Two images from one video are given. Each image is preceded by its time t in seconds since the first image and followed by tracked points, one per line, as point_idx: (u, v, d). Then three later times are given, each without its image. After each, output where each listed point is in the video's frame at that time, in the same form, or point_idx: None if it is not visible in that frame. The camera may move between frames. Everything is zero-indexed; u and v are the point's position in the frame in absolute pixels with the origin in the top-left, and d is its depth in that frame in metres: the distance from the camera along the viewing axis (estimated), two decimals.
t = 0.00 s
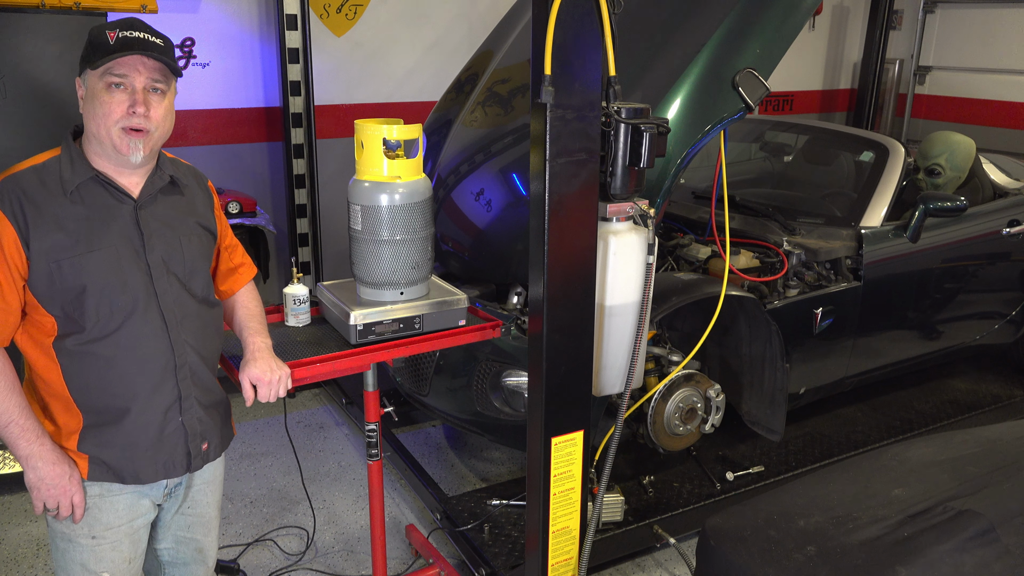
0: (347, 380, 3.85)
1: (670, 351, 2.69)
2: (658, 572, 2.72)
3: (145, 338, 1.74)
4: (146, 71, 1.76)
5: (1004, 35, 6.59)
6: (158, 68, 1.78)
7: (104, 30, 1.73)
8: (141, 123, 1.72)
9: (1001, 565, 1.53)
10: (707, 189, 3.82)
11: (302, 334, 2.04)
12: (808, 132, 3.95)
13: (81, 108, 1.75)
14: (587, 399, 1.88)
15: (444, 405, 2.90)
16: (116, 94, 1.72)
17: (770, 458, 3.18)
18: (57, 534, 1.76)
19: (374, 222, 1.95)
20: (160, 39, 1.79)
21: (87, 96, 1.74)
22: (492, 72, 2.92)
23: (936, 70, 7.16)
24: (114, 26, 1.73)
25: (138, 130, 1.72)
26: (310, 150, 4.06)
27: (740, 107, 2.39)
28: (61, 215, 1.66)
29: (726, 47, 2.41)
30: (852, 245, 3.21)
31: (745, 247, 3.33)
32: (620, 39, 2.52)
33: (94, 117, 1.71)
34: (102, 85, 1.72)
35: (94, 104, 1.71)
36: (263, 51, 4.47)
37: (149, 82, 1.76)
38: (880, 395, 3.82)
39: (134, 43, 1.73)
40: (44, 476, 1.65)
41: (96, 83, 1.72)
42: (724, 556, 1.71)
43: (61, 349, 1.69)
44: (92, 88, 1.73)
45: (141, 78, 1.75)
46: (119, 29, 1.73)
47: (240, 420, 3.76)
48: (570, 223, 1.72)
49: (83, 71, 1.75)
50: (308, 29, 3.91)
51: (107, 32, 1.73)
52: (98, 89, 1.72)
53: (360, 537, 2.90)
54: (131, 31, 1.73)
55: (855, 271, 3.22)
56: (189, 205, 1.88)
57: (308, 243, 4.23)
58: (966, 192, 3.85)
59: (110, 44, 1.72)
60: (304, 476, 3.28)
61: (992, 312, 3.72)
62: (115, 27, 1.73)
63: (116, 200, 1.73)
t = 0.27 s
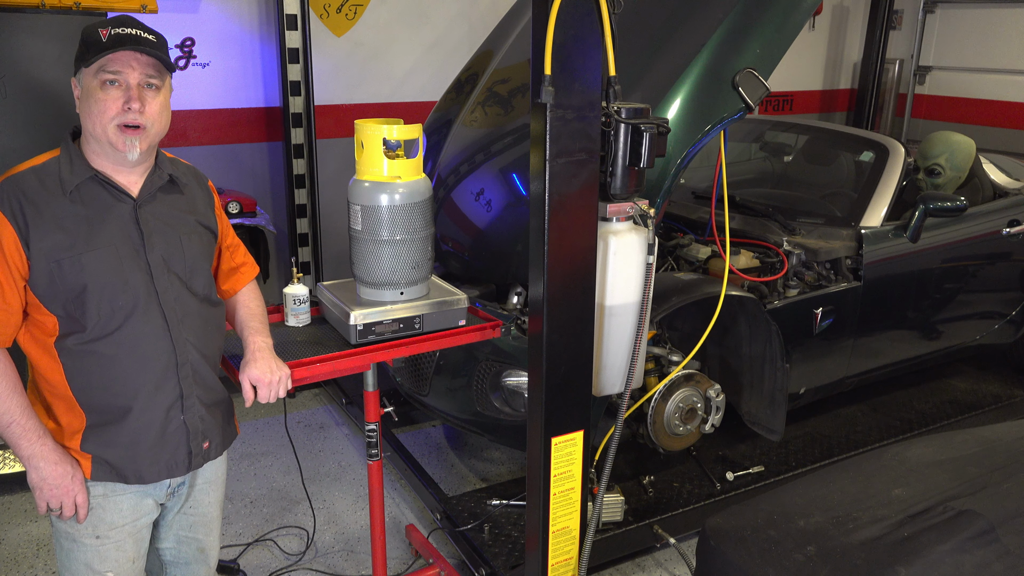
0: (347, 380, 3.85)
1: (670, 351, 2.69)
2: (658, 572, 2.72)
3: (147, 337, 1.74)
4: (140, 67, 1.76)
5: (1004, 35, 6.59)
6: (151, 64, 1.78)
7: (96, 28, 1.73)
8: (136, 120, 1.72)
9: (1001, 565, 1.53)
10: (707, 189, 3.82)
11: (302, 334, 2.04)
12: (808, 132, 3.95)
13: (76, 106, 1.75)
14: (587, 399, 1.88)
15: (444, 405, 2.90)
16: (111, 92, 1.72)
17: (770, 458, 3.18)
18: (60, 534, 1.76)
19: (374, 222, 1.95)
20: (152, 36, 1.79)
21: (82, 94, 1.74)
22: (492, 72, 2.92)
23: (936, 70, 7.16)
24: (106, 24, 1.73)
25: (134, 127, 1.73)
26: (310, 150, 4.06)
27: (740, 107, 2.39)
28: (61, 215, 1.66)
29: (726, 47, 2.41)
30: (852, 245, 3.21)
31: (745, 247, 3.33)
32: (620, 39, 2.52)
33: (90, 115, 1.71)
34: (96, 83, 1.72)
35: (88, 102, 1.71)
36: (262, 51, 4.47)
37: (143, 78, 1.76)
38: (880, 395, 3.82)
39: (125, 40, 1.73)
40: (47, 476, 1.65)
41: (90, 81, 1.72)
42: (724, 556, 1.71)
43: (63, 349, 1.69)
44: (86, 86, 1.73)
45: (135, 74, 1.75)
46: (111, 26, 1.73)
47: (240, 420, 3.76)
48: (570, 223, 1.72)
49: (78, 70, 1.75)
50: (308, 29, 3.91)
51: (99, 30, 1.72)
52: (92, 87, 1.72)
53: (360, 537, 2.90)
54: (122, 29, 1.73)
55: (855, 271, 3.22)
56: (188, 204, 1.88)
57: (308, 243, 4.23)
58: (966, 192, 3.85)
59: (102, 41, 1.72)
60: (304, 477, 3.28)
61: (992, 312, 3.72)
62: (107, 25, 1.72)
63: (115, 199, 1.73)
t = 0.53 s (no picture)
0: (347, 381, 3.85)
1: (670, 351, 2.69)
2: (659, 572, 2.72)
3: (150, 337, 1.74)
4: (143, 69, 1.76)
5: (1004, 35, 6.58)
6: (155, 65, 1.78)
7: (100, 30, 1.73)
8: (140, 121, 1.72)
9: (1001, 565, 1.53)
10: (707, 189, 3.82)
11: (301, 334, 2.04)
12: (808, 132, 3.95)
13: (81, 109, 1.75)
14: (587, 399, 1.88)
15: (443, 405, 2.90)
16: (115, 94, 1.72)
17: (770, 458, 3.18)
18: (61, 532, 1.76)
19: (374, 222, 1.95)
20: (155, 38, 1.79)
21: (87, 96, 1.74)
22: (492, 72, 2.92)
23: (936, 70, 7.16)
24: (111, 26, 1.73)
25: (138, 129, 1.73)
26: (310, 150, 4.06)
27: (740, 107, 2.39)
28: (64, 216, 1.66)
29: (726, 47, 2.41)
30: (852, 245, 3.21)
31: (745, 247, 3.33)
32: (620, 40, 2.52)
33: (94, 117, 1.71)
34: (100, 85, 1.72)
35: (93, 105, 1.71)
36: (262, 51, 4.47)
37: (147, 80, 1.76)
38: (880, 395, 3.81)
39: (130, 41, 1.73)
40: (50, 475, 1.65)
41: (94, 84, 1.72)
42: (724, 556, 1.71)
43: (65, 349, 1.69)
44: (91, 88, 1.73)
45: (139, 76, 1.75)
46: (116, 28, 1.73)
47: (240, 420, 3.76)
48: (571, 223, 1.72)
49: (81, 72, 1.75)
50: (308, 29, 3.91)
51: (104, 32, 1.73)
52: (96, 90, 1.72)
53: (360, 537, 2.90)
54: (127, 30, 1.73)
55: (855, 271, 3.22)
56: (190, 205, 1.88)
57: (308, 243, 4.23)
58: (966, 192, 3.85)
59: (107, 42, 1.72)
60: (304, 477, 3.28)
61: (992, 313, 3.72)
62: (112, 26, 1.73)
63: (118, 200, 1.74)
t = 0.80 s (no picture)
0: (347, 381, 3.85)
1: (670, 351, 2.69)
2: (659, 572, 2.72)
3: (150, 338, 1.74)
4: (146, 71, 1.76)
5: (1004, 35, 6.58)
6: (157, 67, 1.78)
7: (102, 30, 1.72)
8: (142, 123, 1.72)
9: (1001, 565, 1.53)
10: (707, 189, 3.82)
11: (302, 334, 2.04)
12: (808, 132, 3.95)
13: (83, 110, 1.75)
14: (587, 399, 1.88)
15: (443, 405, 2.90)
16: (117, 95, 1.72)
17: (770, 458, 3.18)
18: (60, 531, 1.76)
19: (374, 222, 1.95)
20: (157, 38, 1.79)
21: (89, 97, 1.74)
22: (492, 72, 2.92)
23: (936, 70, 7.16)
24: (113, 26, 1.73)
25: (140, 131, 1.73)
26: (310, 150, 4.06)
27: (740, 107, 2.40)
28: (65, 216, 1.66)
29: (726, 47, 2.41)
30: (852, 245, 3.21)
31: (745, 247, 3.33)
32: (619, 40, 2.52)
33: (96, 118, 1.71)
34: (102, 86, 1.72)
35: (95, 106, 1.71)
36: (262, 51, 4.47)
37: (149, 82, 1.76)
38: (880, 395, 3.81)
39: (133, 43, 1.73)
40: (50, 475, 1.65)
41: (96, 85, 1.72)
42: (724, 556, 1.71)
43: (66, 349, 1.69)
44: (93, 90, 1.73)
45: (141, 77, 1.75)
46: (117, 29, 1.72)
47: (240, 420, 3.76)
48: (571, 223, 1.72)
49: (83, 73, 1.75)
50: (308, 29, 3.91)
51: (105, 33, 1.72)
52: (98, 91, 1.72)
53: (360, 537, 2.90)
54: (128, 31, 1.73)
55: (855, 271, 3.22)
56: (190, 205, 1.88)
57: (308, 243, 4.23)
58: (966, 192, 3.85)
59: (109, 44, 1.72)
60: (304, 477, 3.28)
61: (992, 313, 3.72)
62: (113, 27, 1.72)
63: (118, 200, 1.74)
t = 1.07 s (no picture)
0: (347, 380, 3.85)
1: (670, 351, 2.69)
2: (658, 572, 2.72)
3: (148, 339, 1.74)
4: (144, 69, 1.76)
5: (1004, 35, 6.58)
6: (155, 65, 1.78)
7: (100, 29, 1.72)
8: (141, 121, 1.72)
9: (1001, 565, 1.53)
10: (707, 189, 3.82)
11: (301, 334, 2.04)
12: (808, 132, 3.95)
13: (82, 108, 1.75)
14: (587, 399, 1.88)
15: (443, 405, 2.90)
16: (116, 94, 1.72)
17: (770, 458, 3.18)
18: (58, 531, 1.76)
19: (374, 221, 1.95)
20: (156, 37, 1.79)
21: (87, 96, 1.74)
22: (492, 72, 2.92)
23: (936, 70, 7.16)
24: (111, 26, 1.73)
25: (139, 129, 1.73)
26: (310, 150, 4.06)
27: (740, 107, 2.40)
28: (63, 217, 1.66)
29: (726, 47, 2.41)
30: (852, 245, 3.21)
31: (745, 247, 3.33)
32: (619, 40, 2.52)
33: (95, 117, 1.71)
34: (101, 85, 1.72)
35: (94, 105, 1.71)
36: (262, 51, 4.47)
37: (148, 80, 1.76)
38: (880, 395, 3.81)
39: (131, 42, 1.73)
40: (47, 475, 1.65)
41: (95, 83, 1.72)
42: (724, 556, 1.71)
43: (63, 350, 1.69)
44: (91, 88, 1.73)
45: (139, 76, 1.75)
46: (116, 28, 1.73)
47: (240, 420, 3.76)
48: (571, 223, 1.72)
49: (82, 71, 1.75)
50: (308, 29, 3.91)
51: (104, 32, 1.72)
52: (97, 89, 1.72)
53: (360, 537, 2.90)
54: (128, 30, 1.73)
55: (855, 271, 3.22)
56: (189, 206, 1.88)
57: (308, 243, 4.23)
58: (966, 192, 3.85)
59: (108, 42, 1.72)
60: (304, 477, 3.28)
61: (992, 313, 3.72)
62: (112, 26, 1.72)
63: (117, 200, 1.74)
